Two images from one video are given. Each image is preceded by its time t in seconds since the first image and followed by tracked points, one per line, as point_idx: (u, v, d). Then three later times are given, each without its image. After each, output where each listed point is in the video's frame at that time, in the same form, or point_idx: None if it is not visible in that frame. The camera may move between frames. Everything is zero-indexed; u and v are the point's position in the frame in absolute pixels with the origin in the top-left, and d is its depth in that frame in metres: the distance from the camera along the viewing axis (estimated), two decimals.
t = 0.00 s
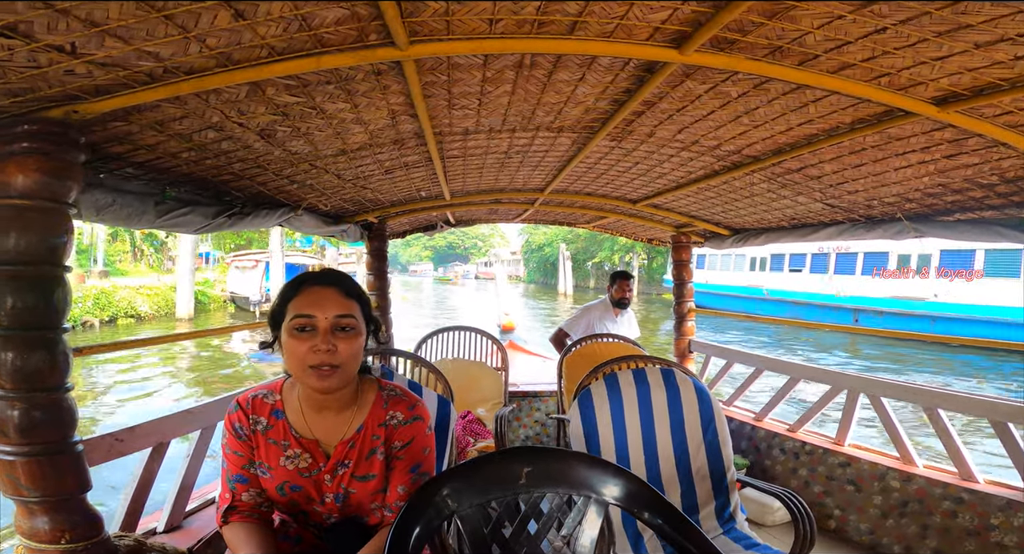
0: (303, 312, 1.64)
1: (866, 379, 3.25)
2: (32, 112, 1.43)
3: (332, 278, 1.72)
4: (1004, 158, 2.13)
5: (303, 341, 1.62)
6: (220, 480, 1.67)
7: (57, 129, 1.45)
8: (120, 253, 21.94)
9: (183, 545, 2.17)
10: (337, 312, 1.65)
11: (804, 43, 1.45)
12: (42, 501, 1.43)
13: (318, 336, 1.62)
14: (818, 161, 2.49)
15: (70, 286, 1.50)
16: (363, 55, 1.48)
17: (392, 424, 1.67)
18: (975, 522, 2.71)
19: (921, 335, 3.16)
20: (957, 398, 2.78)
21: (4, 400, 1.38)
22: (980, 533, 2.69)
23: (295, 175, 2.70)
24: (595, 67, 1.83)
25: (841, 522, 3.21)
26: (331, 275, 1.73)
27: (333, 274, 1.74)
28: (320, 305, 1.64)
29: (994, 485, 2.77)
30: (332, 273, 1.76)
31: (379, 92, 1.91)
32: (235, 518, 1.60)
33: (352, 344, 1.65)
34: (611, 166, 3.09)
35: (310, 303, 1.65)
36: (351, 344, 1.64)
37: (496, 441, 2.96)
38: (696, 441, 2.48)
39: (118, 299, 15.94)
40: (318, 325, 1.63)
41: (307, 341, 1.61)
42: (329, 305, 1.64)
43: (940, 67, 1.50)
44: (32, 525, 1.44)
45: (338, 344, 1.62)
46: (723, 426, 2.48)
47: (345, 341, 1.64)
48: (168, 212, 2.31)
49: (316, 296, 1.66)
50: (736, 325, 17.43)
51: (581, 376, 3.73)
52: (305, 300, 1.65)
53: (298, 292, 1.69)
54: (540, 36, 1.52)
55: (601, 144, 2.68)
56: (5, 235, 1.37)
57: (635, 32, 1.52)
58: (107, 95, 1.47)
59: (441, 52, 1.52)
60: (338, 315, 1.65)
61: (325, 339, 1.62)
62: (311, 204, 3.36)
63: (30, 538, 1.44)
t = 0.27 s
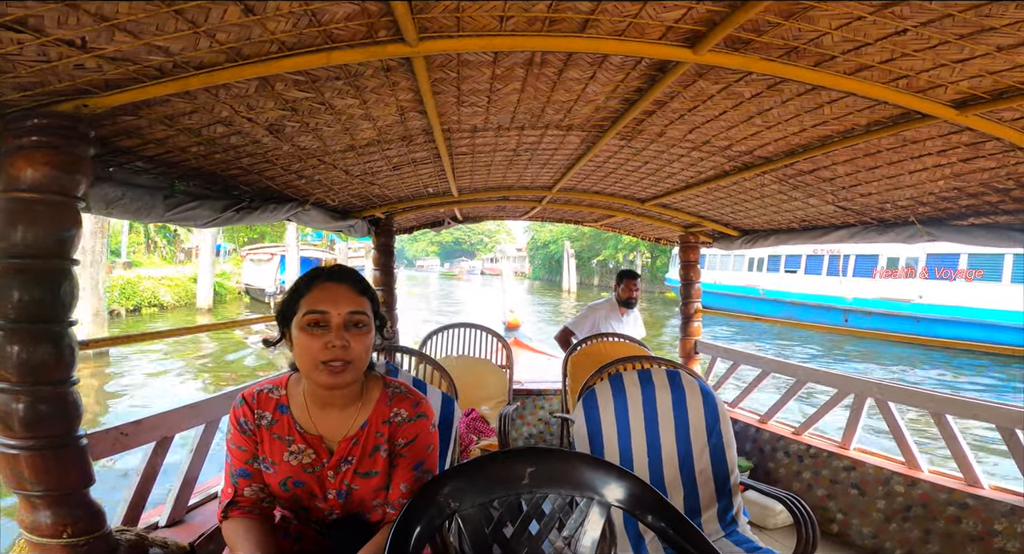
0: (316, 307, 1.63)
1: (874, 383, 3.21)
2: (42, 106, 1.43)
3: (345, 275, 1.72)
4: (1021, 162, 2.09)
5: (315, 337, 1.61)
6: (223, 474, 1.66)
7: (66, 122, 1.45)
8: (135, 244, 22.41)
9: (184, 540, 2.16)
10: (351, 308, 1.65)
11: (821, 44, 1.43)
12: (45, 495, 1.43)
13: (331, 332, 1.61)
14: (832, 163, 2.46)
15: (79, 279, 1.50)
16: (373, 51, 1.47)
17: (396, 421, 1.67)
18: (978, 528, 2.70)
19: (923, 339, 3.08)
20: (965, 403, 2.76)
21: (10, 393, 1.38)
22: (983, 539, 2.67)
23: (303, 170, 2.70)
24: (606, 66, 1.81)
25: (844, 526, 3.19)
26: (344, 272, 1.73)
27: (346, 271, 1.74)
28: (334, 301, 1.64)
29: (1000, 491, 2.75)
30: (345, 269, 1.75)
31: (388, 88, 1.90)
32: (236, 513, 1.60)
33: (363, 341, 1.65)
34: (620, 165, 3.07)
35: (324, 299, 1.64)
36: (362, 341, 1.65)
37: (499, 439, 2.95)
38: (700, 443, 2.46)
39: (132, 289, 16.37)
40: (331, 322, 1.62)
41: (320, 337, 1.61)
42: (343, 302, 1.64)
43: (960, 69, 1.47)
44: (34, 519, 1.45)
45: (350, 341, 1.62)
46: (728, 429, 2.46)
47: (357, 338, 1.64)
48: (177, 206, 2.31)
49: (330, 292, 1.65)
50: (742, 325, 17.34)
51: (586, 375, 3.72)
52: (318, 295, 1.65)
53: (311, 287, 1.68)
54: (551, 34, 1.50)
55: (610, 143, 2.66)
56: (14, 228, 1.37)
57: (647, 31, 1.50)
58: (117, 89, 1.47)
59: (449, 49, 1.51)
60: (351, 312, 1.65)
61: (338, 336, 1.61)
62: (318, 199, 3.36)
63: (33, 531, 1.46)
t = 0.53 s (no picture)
0: (323, 306, 1.63)
1: (879, 386, 3.19)
2: (48, 101, 1.42)
3: (357, 275, 1.71)
4: None
5: (318, 334, 1.60)
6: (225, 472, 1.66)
7: (73, 118, 1.45)
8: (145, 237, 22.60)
9: (186, 537, 2.17)
10: (358, 311, 1.64)
11: (835, 45, 1.41)
12: (47, 492, 1.43)
13: (336, 332, 1.61)
14: (841, 165, 2.44)
15: (84, 276, 1.50)
16: (380, 48, 1.46)
17: (399, 421, 1.66)
18: (981, 532, 2.68)
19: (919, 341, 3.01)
20: (971, 407, 2.73)
21: (14, 389, 1.38)
22: (986, 543, 2.65)
23: (309, 167, 2.69)
24: (615, 65, 1.79)
25: (846, 529, 3.17)
26: (356, 272, 1.73)
27: (362, 271, 1.74)
28: (344, 302, 1.63)
29: (1004, 495, 2.72)
30: (358, 269, 1.75)
31: (395, 85, 1.89)
32: (239, 511, 1.60)
33: (367, 345, 1.64)
34: (627, 164, 3.05)
35: (333, 299, 1.64)
36: (365, 345, 1.64)
37: (501, 438, 2.95)
38: (704, 445, 2.45)
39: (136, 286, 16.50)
40: (337, 322, 1.62)
41: (324, 335, 1.60)
42: (352, 304, 1.64)
43: (976, 72, 1.45)
44: (36, 516, 1.44)
45: (353, 342, 1.61)
46: (732, 431, 2.44)
47: (361, 340, 1.63)
48: (183, 202, 2.31)
49: (341, 292, 1.65)
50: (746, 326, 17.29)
51: (589, 375, 3.71)
52: (327, 294, 1.64)
53: (322, 286, 1.68)
54: (561, 32, 1.49)
55: (617, 142, 2.64)
56: (20, 224, 1.37)
57: (657, 30, 1.48)
58: (124, 85, 1.46)
59: (458, 47, 1.49)
60: (358, 314, 1.64)
61: (342, 336, 1.61)
62: (323, 195, 3.36)
63: (35, 528, 1.45)
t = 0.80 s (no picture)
0: (333, 302, 1.63)
1: (881, 388, 3.19)
2: (54, 100, 1.43)
3: (364, 272, 1.72)
4: None
5: (329, 330, 1.61)
6: (228, 469, 1.66)
7: (79, 116, 1.45)
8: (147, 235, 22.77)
9: (186, 536, 2.17)
10: (367, 307, 1.64)
11: (838, 46, 1.41)
12: (49, 490, 1.43)
13: (347, 328, 1.62)
14: (843, 166, 2.44)
15: (87, 273, 1.50)
16: (383, 48, 1.46)
17: (402, 419, 1.66)
18: (980, 533, 2.68)
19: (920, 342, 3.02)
20: (972, 408, 2.73)
21: (16, 387, 1.39)
22: (986, 544, 2.65)
23: (312, 166, 2.70)
24: (617, 66, 1.80)
25: (846, 530, 3.17)
26: (363, 269, 1.73)
27: (367, 266, 1.74)
28: (353, 298, 1.64)
29: (1004, 497, 2.73)
30: (364, 265, 1.75)
31: (398, 85, 1.90)
32: (241, 508, 1.60)
33: (376, 340, 1.65)
34: (629, 165, 3.05)
35: (342, 295, 1.64)
36: (375, 340, 1.65)
37: (502, 437, 2.95)
38: (704, 446, 2.45)
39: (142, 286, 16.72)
40: (347, 318, 1.62)
41: (335, 332, 1.61)
42: (361, 300, 1.64)
43: (978, 73, 1.45)
44: (37, 515, 1.44)
45: (364, 338, 1.62)
46: (732, 432, 2.44)
47: (371, 336, 1.64)
48: (186, 200, 2.31)
49: (350, 288, 1.65)
50: (747, 327, 17.29)
51: (590, 375, 3.71)
52: (336, 291, 1.65)
53: (329, 282, 1.68)
54: (563, 32, 1.49)
55: (620, 143, 2.64)
56: (23, 221, 1.38)
57: (659, 31, 1.49)
58: (129, 84, 1.47)
59: (460, 47, 1.49)
60: (368, 310, 1.64)
61: (353, 333, 1.61)
62: (326, 195, 3.36)
63: (35, 527, 1.45)
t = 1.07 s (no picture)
0: (333, 298, 1.64)
1: (889, 394, 3.16)
2: (69, 94, 1.43)
3: (366, 268, 1.71)
4: None
5: (328, 326, 1.62)
6: (235, 463, 1.66)
7: (93, 110, 1.46)
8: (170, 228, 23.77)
9: (190, 531, 2.18)
10: (366, 303, 1.64)
11: (858, 50, 1.39)
12: (54, 483, 1.44)
13: (344, 323, 1.62)
14: (858, 171, 2.41)
15: (98, 266, 1.51)
16: (398, 45, 1.46)
17: (409, 417, 1.67)
18: (985, 540, 2.65)
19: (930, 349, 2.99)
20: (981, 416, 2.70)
21: (25, 379, 1.40)
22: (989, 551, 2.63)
23: (322, 162, 2.70)
24: (632, 66, 1.78)
25: (850, 536, 3.15)
26: (366, 264, 1.72)
27: (370, 262, 1.74)
28: (351, 294, 1.64)
29: (1010, 504, 2.69)
30: (369, 261, 1.75)
31: (411, 82, 1.89)
32: (248, 502, 1.60)
33: (377, 336, 1.64)
34: (640, 165, 3.03)
35: (341, 291, 1.65)
36: (376, 335, 1.64)
37: (507, 437, 2.94)
38: (710, 449, 2.44)
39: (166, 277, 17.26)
40: (346, 314, 1.63)
41: (334, 327, 1.61)
42: (360, 295, 1.64)
43: (1002, 79, 1.43)
44: (42, 508, 1.45)
45: (363, 334, 1.62)
46: (739, 435, 2.43)
47: (371, 331, 1.63)
48: (197, 195, 2.32)
49: (348, 283, 1.66)
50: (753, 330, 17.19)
51: (596, 376, 3.70)
52: (336, 286, 1.66)
53: (331, 279, 1.69)
54: (580, 32, 1.48)
55: (631, 143, 2.62)
56: (36, 215, 1.39)
57: (677, 32, 1.47)
58: (143, 78, 1.47)
59: (476, 45, 1.48)
60: (366, 305, 1.64)
61: (351, 328, 1.61)
62: (335, 191, 3.36)
63: (39, 521, 1.45)
